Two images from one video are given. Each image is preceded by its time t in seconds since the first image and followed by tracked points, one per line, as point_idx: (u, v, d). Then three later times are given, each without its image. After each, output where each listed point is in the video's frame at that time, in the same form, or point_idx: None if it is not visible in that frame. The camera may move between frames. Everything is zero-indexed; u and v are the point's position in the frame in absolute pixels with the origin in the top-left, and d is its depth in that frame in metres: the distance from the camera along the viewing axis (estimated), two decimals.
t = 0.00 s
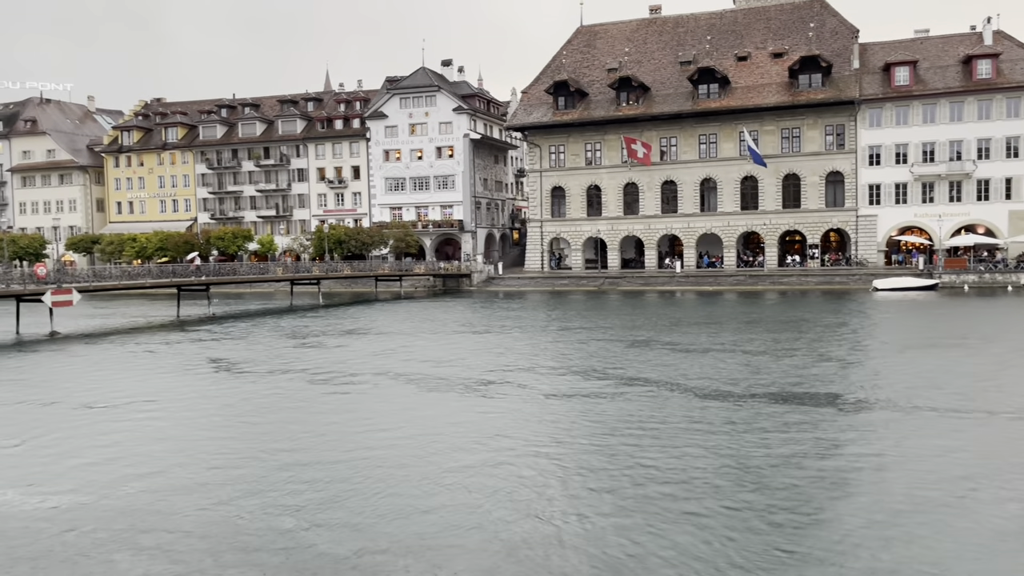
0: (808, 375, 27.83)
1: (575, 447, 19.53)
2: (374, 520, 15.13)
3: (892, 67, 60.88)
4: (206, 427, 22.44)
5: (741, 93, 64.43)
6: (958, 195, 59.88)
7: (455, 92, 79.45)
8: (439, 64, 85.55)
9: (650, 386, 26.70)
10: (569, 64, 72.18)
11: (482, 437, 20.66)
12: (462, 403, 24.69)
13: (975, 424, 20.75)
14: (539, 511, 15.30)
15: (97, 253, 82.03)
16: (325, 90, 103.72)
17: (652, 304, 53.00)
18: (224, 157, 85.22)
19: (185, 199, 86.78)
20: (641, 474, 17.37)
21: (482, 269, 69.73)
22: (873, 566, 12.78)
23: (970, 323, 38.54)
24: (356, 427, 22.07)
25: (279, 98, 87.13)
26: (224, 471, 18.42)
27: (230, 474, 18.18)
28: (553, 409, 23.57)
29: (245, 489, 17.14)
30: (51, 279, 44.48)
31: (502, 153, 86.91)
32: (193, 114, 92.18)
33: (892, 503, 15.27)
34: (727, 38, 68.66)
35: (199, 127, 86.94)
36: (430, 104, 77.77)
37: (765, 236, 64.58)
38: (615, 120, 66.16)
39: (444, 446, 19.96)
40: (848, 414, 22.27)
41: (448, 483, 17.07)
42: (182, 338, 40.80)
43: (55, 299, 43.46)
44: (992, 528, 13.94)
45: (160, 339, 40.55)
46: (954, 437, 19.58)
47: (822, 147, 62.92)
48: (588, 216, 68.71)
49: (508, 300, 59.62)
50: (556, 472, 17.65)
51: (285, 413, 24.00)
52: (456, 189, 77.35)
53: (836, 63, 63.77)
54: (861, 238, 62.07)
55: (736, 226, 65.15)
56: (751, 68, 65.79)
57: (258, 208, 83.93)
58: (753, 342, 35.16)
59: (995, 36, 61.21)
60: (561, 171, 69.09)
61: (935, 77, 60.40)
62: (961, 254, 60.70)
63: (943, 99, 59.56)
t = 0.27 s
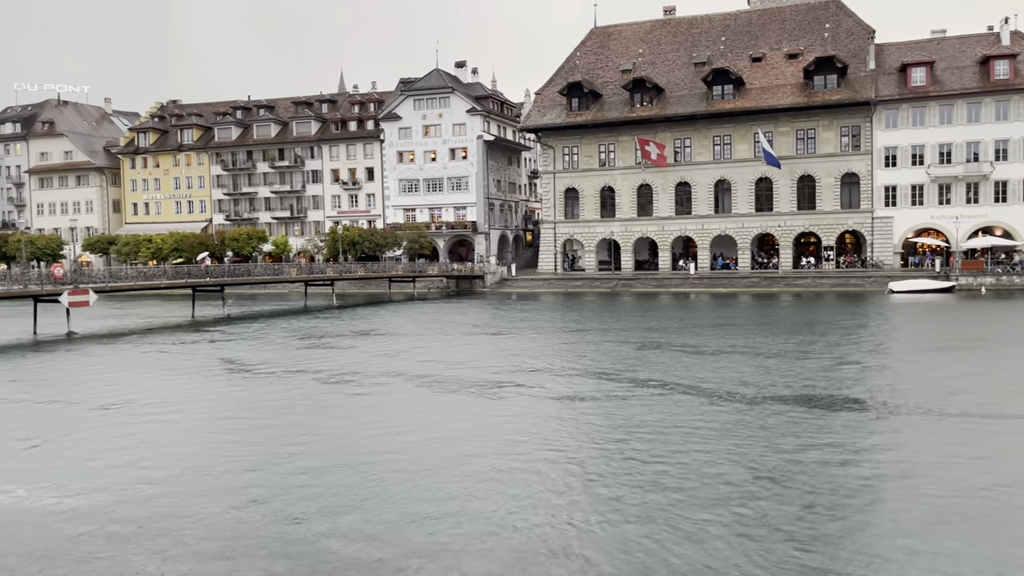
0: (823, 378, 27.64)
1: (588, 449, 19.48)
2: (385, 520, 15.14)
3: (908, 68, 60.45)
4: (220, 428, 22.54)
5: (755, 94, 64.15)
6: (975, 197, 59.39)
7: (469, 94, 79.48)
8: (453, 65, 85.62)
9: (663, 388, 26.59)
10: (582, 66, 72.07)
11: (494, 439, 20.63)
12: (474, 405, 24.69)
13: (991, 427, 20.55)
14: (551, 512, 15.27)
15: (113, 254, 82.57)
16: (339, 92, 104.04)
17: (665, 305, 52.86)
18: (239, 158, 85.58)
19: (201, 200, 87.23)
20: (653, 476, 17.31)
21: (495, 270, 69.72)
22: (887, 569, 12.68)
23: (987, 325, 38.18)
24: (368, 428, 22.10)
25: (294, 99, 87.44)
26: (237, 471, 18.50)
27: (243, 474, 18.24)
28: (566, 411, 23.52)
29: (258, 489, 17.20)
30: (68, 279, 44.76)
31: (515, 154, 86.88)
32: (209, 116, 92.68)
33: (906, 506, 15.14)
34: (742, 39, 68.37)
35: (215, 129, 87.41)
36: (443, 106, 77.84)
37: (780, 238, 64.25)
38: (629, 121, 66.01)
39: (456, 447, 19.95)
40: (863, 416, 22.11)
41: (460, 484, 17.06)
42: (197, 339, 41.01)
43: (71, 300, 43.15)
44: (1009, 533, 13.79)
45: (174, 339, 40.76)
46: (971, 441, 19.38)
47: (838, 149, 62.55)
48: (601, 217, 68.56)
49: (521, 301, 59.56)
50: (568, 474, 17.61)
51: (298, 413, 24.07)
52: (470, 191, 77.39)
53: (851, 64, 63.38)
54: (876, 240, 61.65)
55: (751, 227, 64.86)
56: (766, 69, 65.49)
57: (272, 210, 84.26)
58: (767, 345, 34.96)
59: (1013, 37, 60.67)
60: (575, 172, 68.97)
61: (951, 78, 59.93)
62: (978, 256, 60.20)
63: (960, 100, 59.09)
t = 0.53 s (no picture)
0: (838, 380, 27.51)
1: (601, 451, 19.47)
2: (399, 522, 15.21)
3: (925, 69, 60.08)
4: (234, 428, 22.67)
5: (770, 96, 63.93)
6: (992, 199, 58.98)
7: (482, 95, 79.55)
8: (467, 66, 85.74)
9: (677, 390, 26.53)
10: (596, 67, 72.00)
11: (508, 441, 20.66)
12: (487, 406, 24.72)
13: (1008, 431, 20.41)
14: (564, 515, 15.30)
15: (128, 254, 83.11)
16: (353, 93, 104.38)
17: (679, 307, 52.73)
18: (254, 160, 85.95)
19: (215, 201, 87.70)
20: (667, 479, 17.29)
21: (508, 272, 69.73)
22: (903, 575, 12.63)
23: (1003, 328, 37.90)
24: (382, 429, 22.17)
25: (308, 101, 87.79)
26: (252, 471, 18.60)
27: (257, 475, 18.34)
28: (579, 413, 23.51)
29: (273, 489, 17.30)
30: (86, 279, 45.10)
31: (528, 155, 86.92)
32: (224, 117, 93.18)
33: (921, 512, 15.04)
34: (756, 40, 68.14)
35: (230, 131, 87.87)
36: (457, 107, 77.95)
37: (794, 240, 63.96)
38: (643, 122, 65.89)
39: (470, 449, 19.99)
40: (877, 420, 22.00)
41: (474, 487, 17.10)
42: (211, 339, 41.23)
43: (89, 300, 43.48)
44: None
45: (189, 340, 40.99)
46: (987, 445, 19.25)
47: (853, 150, 62.20)
48: (614, 219, 68.46)
49: (534, 303, 59.54)
50: (581, 476, 17.63)
51: (312, 414, 24.19)
52: (483, 192, 77.46)
53: (866, 65, 63.02)
54: (892, 242, 61.28)
55: (765, 229, 64.61)
56: (780, 70, 65.26)
57: (286, 211, 84.60)
58: (780, 347, 34.83)
59: None
60: (588, 174, 68.91)
61: (968, 79, 59.52)
62: (995, 258, 59.74)
63: (977, 101, 58.69)
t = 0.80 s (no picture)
0: (852, 383, 27.32)
1: (612, 453, 19.43)
2: (410, 520, 15.24)
3: (941, 69, 59.66)
4: (247, 428, 22.75)
5: (784, 97, 63.68)
6: (1009, 200, 58.52)
7: (496, 96, 79.58)
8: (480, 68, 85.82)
9: (689, 392, 26.42)
10: (610, 68, 71.92)
11: (519, 442, 20.65)
12: (499, 407, 24.70)
13: None
14: (574, 515, 15.27)
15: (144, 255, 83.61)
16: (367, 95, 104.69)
17: (692, 309, 52.55)
18: (268, 161, 86.31)
19: (230, 202, 88.14)
20: (678, 480, 17.25)
21: (521, 273, 69.71)
22: None
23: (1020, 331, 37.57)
24: (393, 429, 22.20)
25: (322, 102, 88.09)
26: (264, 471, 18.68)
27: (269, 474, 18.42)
28: (590, 415, 23.46)
29: (285, 488, 17.37)
30: (101, 279, 45.39)
31: (542, 157, 86.91)
32: (239, 119, 93.65)
33: (934, 515, 14.93)
34: (771, 42, 67.87)
35: (244, 132, 88.29)
36: (470, 109, 78.03)
37: (809, 242, 63.62)
38: (656, 123, 65.75)
39: (481, 450, 19.99)
40: (892, 422, 21.84)
41: (485, 486, 17.10)
42: (224, 339, 41.40)
43: (104, 299, 43.47)
44: None
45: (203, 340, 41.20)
46: (1002, 448, 19.09)
47: (868, 151, 61.80)
48: (628, 220, 68.32)
49: (547, 304, 59.47)
50: (592, 477, 17.60)
51: (324, 414, 24.24)
52: (496, 193, 77.49)
53: (882, 66, 62.64)
54: (907, 244, 60.83)
55: (779, 230, 64.30)
56: (795, 72, 64.99)
57: (301, 212, 84.90)
58: (794, 349, 34.63)
59: None
60: (601, 175, 68.83)
61: (985, 80, 59.07)
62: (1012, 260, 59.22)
63: (993, 102, 58.26)
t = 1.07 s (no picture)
0: (866, 386, 27.15)
1: (624, 454, 19.39)
2: (421, 522, 15.27)
3: (958, 70, 59.20)
4: (259, 427, 22.84)
5: (799, 98, 63.37)
6: None
7: (509, 98, 79.57)
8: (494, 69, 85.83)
9: (702, 394, 26.32)
10: (623, 69, 71.78)
11: (531, 443, 20.64)
12: (511, 408, 24.70)
13: None
14: (585, 517, 15.25)
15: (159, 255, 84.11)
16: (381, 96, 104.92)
17: (705, 311, 52.37)
18: (282, 162, 86.62)
19: (245, 203, 88.54)
20: (690, 482, 17.19)
21: (534, 274, 69.65)
22: None
23: None
24: (405, 430, 22.24)
25: (336, 104, 88.33)
26: (277, 470, 18.74)
27: (282, 474, 18.50)
28: (603, 416, 23.42)
29: (297, 487, 17.45)
30: (117, 280, 45.70)
31: (555, 158, 86.83)
32: (254, 120, 94.04)
33: (948, 520, 14.81)
34: (786, 42, 67.53)
35: (259, 133, 88.66)
36: (484, 110, 78.06)
37: (823, 243, 63.27)
38: (670, 125, 65.57)
39: (492, 451, 19.99)
40: (906, 426, 21.68)
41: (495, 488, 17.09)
42: (238, 339, 41.58)
43: (120, 299, 43.87)
44: None
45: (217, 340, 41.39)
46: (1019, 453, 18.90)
47: (884, 153, 61.39)
48: (641, 221, 68.17)
49: (560, 305, 59.41)
50: (603, 479, 17.56)
51: (337, 414, 24.32)
52: (509, 195, 77.48)
53: (898, 66, 62.22)
54: (923, 246, 60.37)
55: (793, 232, 63.98)
56: (810, 73, 64.67)
57: (314, 212, 85.14)
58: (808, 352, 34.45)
59: None
60: (615, 176, 68.70)
61: (1002, 81, 58.57)
62: None
63: (1011, 103, 57.74)
